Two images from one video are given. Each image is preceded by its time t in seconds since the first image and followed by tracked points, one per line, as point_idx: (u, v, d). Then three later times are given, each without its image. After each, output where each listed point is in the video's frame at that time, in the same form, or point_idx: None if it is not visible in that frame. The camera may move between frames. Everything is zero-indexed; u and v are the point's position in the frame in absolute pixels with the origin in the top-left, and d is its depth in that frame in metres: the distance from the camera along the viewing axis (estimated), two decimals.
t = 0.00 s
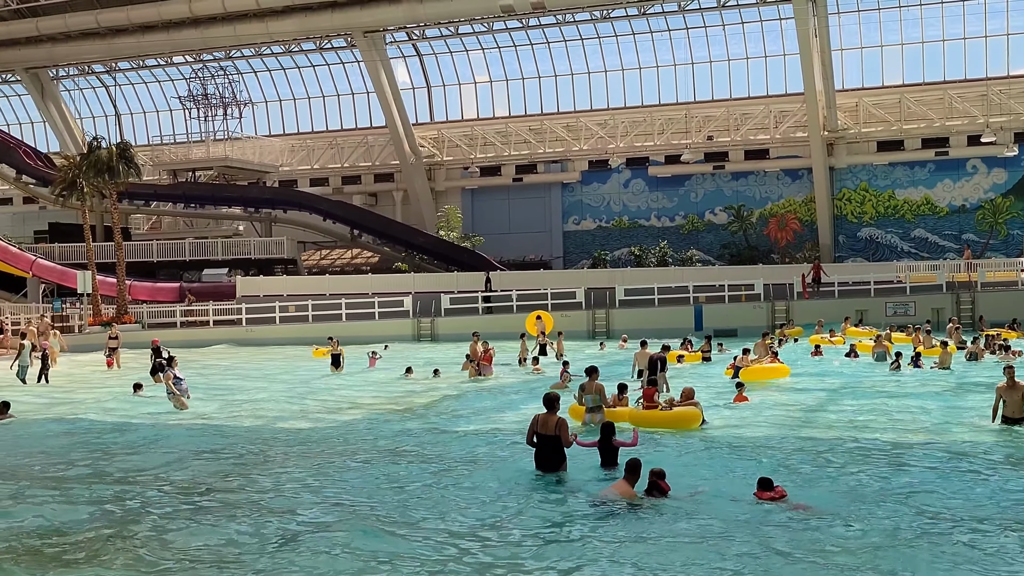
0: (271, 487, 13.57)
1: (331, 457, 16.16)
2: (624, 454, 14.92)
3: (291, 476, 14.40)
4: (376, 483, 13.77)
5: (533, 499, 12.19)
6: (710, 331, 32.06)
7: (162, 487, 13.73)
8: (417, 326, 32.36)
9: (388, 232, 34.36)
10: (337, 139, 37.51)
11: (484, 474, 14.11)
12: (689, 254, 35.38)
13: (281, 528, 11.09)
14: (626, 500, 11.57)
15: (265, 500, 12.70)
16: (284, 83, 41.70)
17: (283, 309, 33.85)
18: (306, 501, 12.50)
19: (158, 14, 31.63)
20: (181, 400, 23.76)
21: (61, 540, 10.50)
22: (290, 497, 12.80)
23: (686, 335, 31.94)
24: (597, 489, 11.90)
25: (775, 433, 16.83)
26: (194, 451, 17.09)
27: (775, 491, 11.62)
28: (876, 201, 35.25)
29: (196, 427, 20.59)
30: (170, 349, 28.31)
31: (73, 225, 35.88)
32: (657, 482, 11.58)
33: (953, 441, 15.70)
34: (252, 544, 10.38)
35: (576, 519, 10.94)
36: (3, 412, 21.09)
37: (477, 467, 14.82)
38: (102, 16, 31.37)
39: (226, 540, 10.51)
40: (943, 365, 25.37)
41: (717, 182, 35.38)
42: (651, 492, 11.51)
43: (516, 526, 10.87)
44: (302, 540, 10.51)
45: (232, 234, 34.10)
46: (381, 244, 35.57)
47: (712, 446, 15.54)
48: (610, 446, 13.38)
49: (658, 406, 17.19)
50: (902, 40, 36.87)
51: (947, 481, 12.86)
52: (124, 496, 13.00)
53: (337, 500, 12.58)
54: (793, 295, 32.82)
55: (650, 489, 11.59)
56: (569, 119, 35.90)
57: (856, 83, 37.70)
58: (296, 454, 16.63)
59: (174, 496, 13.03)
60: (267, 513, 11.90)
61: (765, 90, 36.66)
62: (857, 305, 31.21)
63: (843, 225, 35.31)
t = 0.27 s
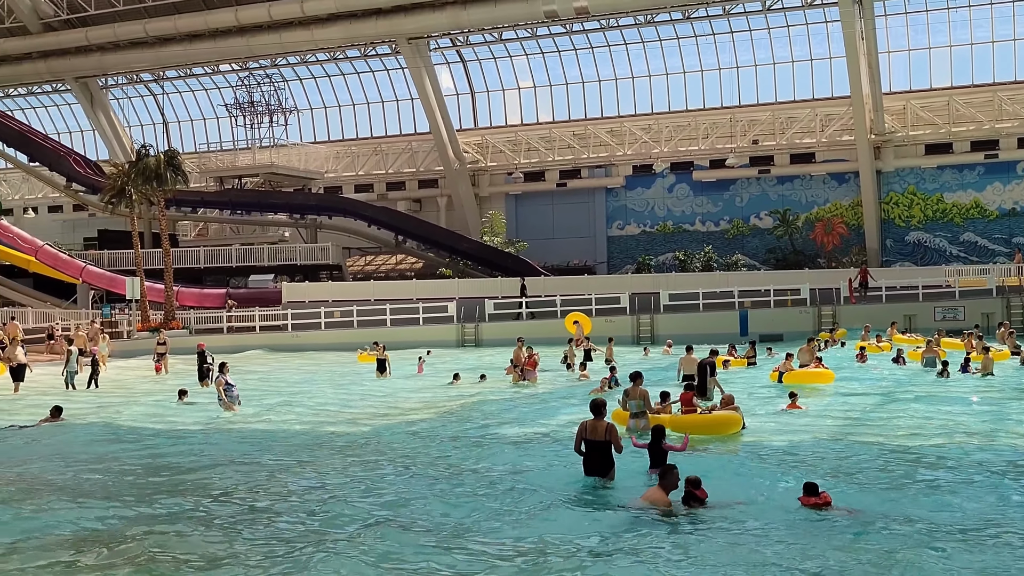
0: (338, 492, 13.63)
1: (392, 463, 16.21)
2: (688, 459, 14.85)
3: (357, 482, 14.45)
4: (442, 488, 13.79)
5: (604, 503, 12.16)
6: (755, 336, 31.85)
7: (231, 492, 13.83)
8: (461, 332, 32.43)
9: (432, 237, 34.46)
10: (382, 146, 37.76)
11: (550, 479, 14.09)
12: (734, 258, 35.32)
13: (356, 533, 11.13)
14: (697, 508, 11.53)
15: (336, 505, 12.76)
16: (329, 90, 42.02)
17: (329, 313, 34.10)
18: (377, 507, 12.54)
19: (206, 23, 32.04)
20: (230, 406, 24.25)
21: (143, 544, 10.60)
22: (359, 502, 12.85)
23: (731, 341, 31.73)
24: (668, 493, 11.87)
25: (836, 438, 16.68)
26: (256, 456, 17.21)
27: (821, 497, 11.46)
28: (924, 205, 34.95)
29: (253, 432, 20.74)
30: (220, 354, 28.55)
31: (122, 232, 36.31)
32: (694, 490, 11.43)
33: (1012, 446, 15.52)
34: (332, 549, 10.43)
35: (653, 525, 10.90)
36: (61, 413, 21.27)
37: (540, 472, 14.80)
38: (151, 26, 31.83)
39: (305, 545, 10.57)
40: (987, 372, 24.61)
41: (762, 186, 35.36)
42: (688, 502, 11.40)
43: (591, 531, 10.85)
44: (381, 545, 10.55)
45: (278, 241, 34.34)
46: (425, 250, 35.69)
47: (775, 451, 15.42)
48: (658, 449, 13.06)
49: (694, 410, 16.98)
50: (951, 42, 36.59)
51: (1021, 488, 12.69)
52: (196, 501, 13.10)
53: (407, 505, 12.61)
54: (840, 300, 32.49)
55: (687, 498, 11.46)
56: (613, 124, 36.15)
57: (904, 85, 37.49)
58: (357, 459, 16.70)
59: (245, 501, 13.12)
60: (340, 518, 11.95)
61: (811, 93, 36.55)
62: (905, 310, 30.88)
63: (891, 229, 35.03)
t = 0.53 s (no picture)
0: (400, 499, 13.64)
1: (449, 469, 16.21)
2: (750, 466, 14.73)
3: (417, 488, 14.46)
4: (505, 495, 13.77)
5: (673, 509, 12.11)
6: (801, 341, 31.59)
7: (294, 498, 13.88)
8: (505, 338, 32.43)
9: (475, 244, 34.52)
10: (425, 152, 37.95)
11: (612, 485, 14.03)
12: (779, 263, 35.25)
13: (427, 540, 11.13)
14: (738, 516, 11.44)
15: (401, 512, 12.77)
16: (372, 98, 42.27)
17: (373, 321, 34.14)
18: (441, 514, 12.52)
19: (251, 31, 32.35)
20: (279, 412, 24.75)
21: (217, 551, 10.65)
22: (424, 509, 12.85)
23: (777, 347, 31.47)
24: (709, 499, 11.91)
25: (896, 445, 16.50)
26: (312, 462, 17.27)
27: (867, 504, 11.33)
28: (973, 208, 34.63)
29: (305, 438, 20.82)
30: (265, 360, 28.70)
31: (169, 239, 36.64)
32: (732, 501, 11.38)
33: None
34: (405, 555, 10.44)
35: (726, 534, 10.81)
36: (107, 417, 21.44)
37: (601, 478, 14.74)
38: (198, 34, 32.19)
39: (378, 551, 10.58)
40: None
41: (808, 191, 35.31)
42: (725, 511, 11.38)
43: (664, 537, 10.77)
44: (453, 553, 10.54)
45: (322, 247, 34.54)
46: (468, 256, 35.75)
47: (836, 458, 15.27)
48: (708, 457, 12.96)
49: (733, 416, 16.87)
50: (999, 44, 36.36)
51: None
52: (262, 507, 13.16)
53: (473, 512, 12.59)
54: (887, 305, 32.02)
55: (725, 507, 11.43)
56: (657, 128, 36.35)
57: (952, 88, 37.27)
58: (413, 465, 16.71)
59: (309, 507, 13.17)
60: (407, 525, 11.95)
61: (856, 96, 36.40)
62: (954, 316, 30.51)
63: (939, 233, 34.72)
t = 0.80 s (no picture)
0: (453, 506, 13.54)
1: (500, 476, 16.11)
2: (806, 473, 14.51)
3: (469, 495, 14.36)
4: (559, 502, 13.64)
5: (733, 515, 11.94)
6: (847, 347, 31.33)
7: (347, 504, 13.83)
8: (548, 344, 32.39)
9: (517, 250, 34.53)
10: (467, 159, 38.12)
11: (667, 491, 13.86)
12: (824, 269, 35.15)
13: (483, 547, 11.02)
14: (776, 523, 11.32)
15: (455, 518, 12.67)
16: (415, 105, 42.51)
17: (416, 326, 34.26)
18: (496, 521, 12.41)
19: (295, 40, 32.68)
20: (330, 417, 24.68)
21: (273, 557, 10.60)
22: (479, 516, 12.74)
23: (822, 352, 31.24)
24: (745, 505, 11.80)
25: (953, 452, 16.18)
26: (363, 468, 17.23)
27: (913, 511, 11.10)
28: (1022, 212, 34.26)
29: (353, 445, 20.82)
30: (308, 366, 28.78)
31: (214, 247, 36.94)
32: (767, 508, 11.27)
33: None
34: (463, 561, 10.33)
35: (789, 542, 10.62)
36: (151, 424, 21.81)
37: (655, 484, 14.58)
38: (244, 44, 32.56)
39: (435, 558, 10.48)
40: None
41: (853, 195, 35.24)
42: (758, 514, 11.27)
43: (721, 544, 10.65)
44: (511, 560, 10.42)
45: (365, 254, 34.74)
46: (510, 262, 35.76)
47: (889, 465, 15.13)
48: (761, 459, 13.37)
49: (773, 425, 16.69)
50: None
51: None
52: (315, 513, 13.17)
53: (527, 519, 12.46)
54: (934, 310, 31.66)
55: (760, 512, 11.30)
56: (699, 134, 36.46)
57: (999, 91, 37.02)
58: (465, 472, 16.63)
59: (362, 514, 13.10)
60: (463, 531, 11.85)
61: (902, 100, 36.20)
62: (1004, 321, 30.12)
63: (986, 237, 34.38)
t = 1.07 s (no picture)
0: (502, 515, 13.48)
1: (548, 484, 16.04)
2: (858, 481, 14.31)
3: (518, 503, 14.29)
4: (608, 511, 13.53)
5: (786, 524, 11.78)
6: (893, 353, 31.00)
7: (396, 513, 13.81)
8: (590, 350, 32.36)
9: (558, 257, 34.52)
10: (509, 166, 38.24)
11: (713, 497, 13.79)
12: (868, 274, 35.04)
13: (533, 556, 10.95)
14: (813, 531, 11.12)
15: (504, 527, 12.60)
16: (457, 112, 42.68)
17: (458, 334, 34.17)
18: (545, 529, 12.33)
19: (338, 49, 32.89)
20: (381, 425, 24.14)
21: (323, 566, 10.59)
22: (528, 524, 12.67)
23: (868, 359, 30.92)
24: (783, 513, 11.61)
25: (1008, 461, 15.88)
26: (410, 476, 17.23)
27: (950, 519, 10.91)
28: None
29: (398, 452, 20.84)
30: (350, 373, 28.89)
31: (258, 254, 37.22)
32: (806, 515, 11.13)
33: None
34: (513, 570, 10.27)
35: (846, 553, 10.44)
36: (192, 430, 22.21)
37: (704, 492, 14.45)
38: (287, 53, 32.84)
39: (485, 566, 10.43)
40: None
41: (898, 200, 35.06)
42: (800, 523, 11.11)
43: (767, 552, 10.55)
44: (561, 569, 10.34)
45: (406, 261, 34.76)
46: (552, 268, 35.76)
47: (939, 472, 14.93)
48: (811, 470, 12.95)
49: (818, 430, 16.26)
50: None
51: None
52: (361, 520, 13.25)
53: (576, 528, 12.37)
54: (982, 316, 31.25)
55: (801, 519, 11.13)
56: (742, 139, 36.82)
57: None
58: (512, 480, 16.58)
59: (410, 522, 13.06)
60: (512, 540, 11.78)
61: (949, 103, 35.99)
62: None
63: None
